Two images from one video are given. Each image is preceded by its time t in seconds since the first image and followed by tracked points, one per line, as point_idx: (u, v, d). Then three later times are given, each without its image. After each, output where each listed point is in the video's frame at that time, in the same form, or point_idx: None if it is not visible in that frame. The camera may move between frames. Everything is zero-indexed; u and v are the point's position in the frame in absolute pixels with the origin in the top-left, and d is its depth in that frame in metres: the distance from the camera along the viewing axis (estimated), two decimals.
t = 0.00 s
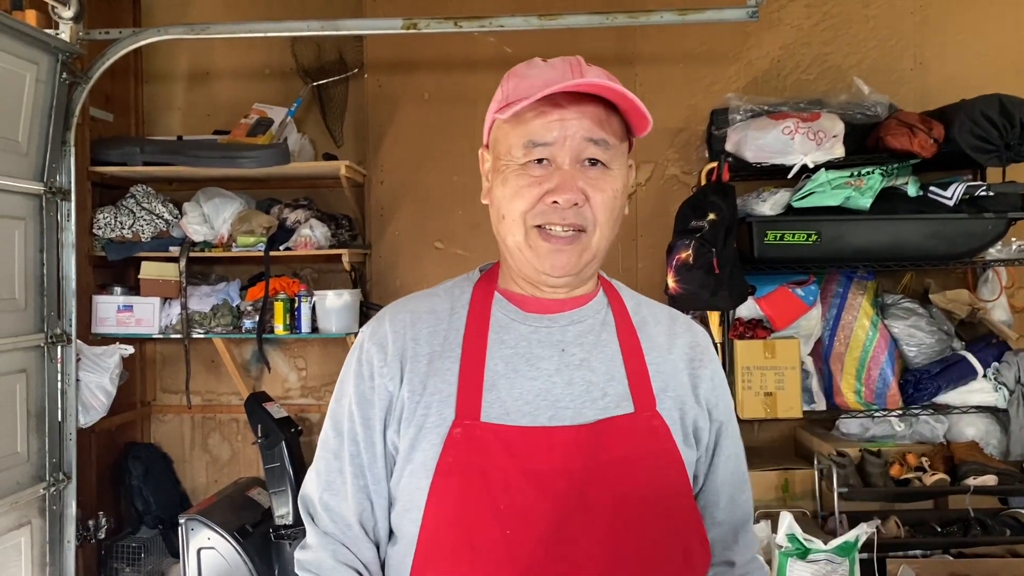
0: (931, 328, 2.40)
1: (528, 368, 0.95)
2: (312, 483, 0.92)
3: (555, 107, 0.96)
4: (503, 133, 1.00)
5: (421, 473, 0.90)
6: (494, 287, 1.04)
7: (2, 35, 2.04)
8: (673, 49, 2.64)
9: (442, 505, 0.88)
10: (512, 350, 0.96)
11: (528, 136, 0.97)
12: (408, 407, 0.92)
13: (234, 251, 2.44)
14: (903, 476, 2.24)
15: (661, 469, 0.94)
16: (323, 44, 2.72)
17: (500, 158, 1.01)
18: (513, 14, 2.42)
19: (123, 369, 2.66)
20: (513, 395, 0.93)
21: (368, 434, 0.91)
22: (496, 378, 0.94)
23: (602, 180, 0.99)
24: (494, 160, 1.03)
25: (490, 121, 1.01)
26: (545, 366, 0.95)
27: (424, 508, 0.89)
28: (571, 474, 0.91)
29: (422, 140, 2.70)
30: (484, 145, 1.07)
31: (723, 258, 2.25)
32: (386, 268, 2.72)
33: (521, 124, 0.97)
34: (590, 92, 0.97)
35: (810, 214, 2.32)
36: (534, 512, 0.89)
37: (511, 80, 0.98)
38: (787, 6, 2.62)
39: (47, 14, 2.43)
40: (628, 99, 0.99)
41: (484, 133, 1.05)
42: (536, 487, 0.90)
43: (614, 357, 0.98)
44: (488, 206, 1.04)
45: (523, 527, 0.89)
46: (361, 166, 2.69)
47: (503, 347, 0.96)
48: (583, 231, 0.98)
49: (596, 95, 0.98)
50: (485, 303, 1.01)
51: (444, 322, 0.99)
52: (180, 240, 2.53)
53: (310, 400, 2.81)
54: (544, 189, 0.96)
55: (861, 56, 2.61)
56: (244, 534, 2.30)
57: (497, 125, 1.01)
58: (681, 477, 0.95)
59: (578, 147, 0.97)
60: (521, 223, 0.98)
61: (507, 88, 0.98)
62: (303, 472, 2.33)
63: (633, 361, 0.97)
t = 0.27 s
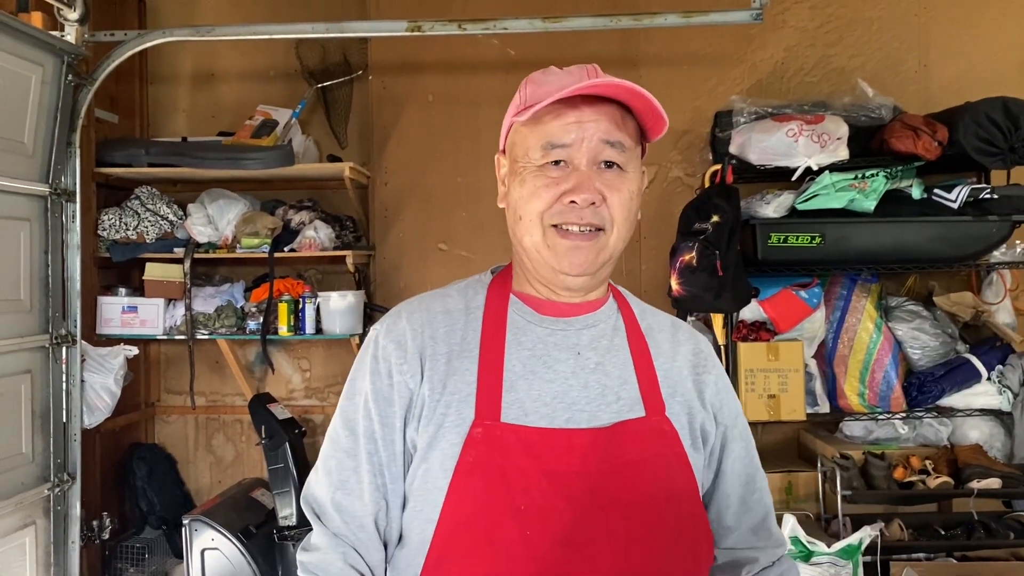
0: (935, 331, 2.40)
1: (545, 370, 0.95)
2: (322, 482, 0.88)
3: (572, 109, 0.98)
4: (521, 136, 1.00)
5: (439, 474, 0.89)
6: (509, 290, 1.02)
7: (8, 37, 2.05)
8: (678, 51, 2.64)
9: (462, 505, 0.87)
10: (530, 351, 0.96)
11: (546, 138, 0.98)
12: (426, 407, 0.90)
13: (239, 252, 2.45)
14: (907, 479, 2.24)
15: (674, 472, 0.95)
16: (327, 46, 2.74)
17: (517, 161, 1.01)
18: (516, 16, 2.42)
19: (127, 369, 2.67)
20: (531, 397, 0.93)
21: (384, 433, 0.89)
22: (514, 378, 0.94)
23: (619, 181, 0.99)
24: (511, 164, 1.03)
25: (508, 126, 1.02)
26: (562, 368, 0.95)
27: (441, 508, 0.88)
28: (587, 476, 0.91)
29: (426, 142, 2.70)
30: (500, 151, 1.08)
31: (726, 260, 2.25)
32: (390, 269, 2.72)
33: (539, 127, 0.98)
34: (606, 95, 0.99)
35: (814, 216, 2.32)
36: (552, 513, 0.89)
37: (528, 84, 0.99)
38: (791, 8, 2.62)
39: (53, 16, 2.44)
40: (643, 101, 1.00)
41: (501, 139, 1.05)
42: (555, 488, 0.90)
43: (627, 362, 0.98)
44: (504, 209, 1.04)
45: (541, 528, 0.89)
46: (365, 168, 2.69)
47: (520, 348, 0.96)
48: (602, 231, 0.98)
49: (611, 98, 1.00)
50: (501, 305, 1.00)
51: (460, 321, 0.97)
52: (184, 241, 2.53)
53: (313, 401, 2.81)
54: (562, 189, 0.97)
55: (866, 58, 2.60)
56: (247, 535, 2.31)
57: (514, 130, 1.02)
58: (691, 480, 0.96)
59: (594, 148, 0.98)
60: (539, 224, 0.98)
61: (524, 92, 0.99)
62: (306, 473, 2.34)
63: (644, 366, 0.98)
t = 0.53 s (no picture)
0: (941, 332, 2.40)
1: (543, 374, 0.94)
2: (324, 481, 0.90)
3: (566, 123, 0.94)
4: (516, 147, 0.98)
5: (437, 476, 0.89)
6: (509, 293, 1.01)
7: (15, 37, 2.05)
8: (683, 51, 2.64)
9: (458, 507, 0.88)
10: (529, 355, 0.95)
11: (540, 152, 0.95)
12: (425, 409, 0.91)
13: (245, 251, 2.46)
14: (912, 481, 2.25)
15: (671, 475, 0.95)
16: (332, 46, 2.73)
17: (514, 172, 0.99)
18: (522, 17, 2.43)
19: (133, 369, 2.68)
20: (529, 401, 0.92)
21: (384, 434, 0.90)
22: (512, 383, 0.93)
23: (616, 195, 0.96)
24: (509, 173, 1.01)
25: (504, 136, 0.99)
26: (561, 373, 0.94)
27: (439, 510, 0.88)
28: (585, 480, 0.91)
29: (431, 143, 2.71)
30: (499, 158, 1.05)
31: (732, 261, 2.25)
32: (395, 269, 2.72)
33: (533, 140, 0.95)
34: (602, 108, 0.95)
35: (820, 217, 2.32)
36: (550, 516, 0.89)
37: (523, 94, 0.96)
38: (797, 9, 2.62)
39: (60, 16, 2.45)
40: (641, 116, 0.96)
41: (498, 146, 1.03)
42: (552, 492, 0.90)
43: (627, 366, 0.97)
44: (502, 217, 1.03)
45: (539, 531, 0.89)
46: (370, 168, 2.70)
47: (519, 352, 0.95)
48: (599, 242, 0.96)
49: (608, 111, 0.96)
50: (501, 308, 0.99)
51: (460, 323, 0.97)
52: (190, 241, 2.55)
53: (318, 401, 2.81)
54: (557, 203, 0.94)
55: (871, 59, 2.60)
56: (252, 534, 2.31)
57: (511, 140, 1.00)
58: (690, 482, 0.96)
59: (590, 161, 0.95)
60: (534, 236, 0.96)
61: (520, 102, 0.96)
62: (311, 473, 2.34)
63: (644, 370, 0.97)
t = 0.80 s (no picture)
0: (950, 334, 2.39)
1: (525, 375, 0.93)
2: (305, 491, 0.89)
3: (541, 116, 0.94)
4: (492, 144, 0.98)
5: (420, 481, 0.89)
6: (489, 293, 1.01)
7: (26, 37, 2.06)
8: (691, 52, 2.64)
9: (443, 512, 0.87)
10: (510, 357, 0.94)
11: (516, 146, 0.95)
12: (406, 414, 0.90)
13: (252, 251, 2.46)
14: (921, 482, 2.25)
15: (653, 478, 0.94)
16: (340, 47, 2.74)
17: (490, 169, 0.99)
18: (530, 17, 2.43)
19: (141, 368, 2.68)
20: (511, 403, 0.92)
21: (365, 442, 0.89)
22: (494, 385, 0.92)
23: (594, 187, 0.97)
24: (485, 170, 1.01)
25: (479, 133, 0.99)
26: (543, 373, 0.94)
27: (422, 515, 0.88)
28: (569, 482, 0.90)
29: (439, 143, 2.71)
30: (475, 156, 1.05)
31: (739, 262, 2.25)
32: (402, 270, 2.72)
33: (508, 135, 0.96)
34: (576, 99, 0.95)
35: (828, 218, 2.31)
36: (534, 520, 0.88)
37: (496, 89, 0.96)
38: (805, 9, 2.62)
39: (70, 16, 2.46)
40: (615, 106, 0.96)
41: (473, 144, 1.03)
42: (536, 495, 0.89)
43: (609, 366, 0.97)
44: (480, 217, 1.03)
45: (523, 535, 0.88)
46: (378, 168, 2.70)
47: (501, 353, 0.94)
48: (579, 236, 0.96)
49: (582, 103, 0.96)
50: (481, 309, 0.98)
51: (440, 326, 0.96)
52: (198, 241, 2.55)
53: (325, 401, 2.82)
54: (536, 198, 0.95)
55: (879, 60, 2.59)
56: (259, 534, 2.31)
57: (486, 136, 1.00)
58: (673, 483, 0.96)
59: (566, 155, 0.95)
60: (514, 233, 0.96)
61: (493, 98, 0.96)
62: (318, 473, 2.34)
63: (627, 370, 0.96)
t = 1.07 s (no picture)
0: (961, 337, 2.39)
1: (486, 372, 0.92)
2: (268, 488, 0.88)
3: (491, 107, 0.92)
4: (445, 139, 0.95)
5: (380, 479, 0.88)
6: (452, 289, 1.00)
7: (39, 39, 2.07)
8: (702, 53, 2.64)
9: (400, 511, 0.86)
10: (471, 353, 0.93)
11: (468, 139, 0.93)
12: (367, 412, 0.89)
13: (263, 253, 2.47)
14: (932, 486, 2.24)
15: (620, 476, 0.92)
16: (351, 50, 2.74)
17: (445, 165, 0.97)
18: (542, 20, 2.43)
19: (152, 369, 2.70)
20: (472, 400, 0.91)
21: (326, 439, 0.88)
22: (455, 382, 0.91)
23: (551, 176, 0.94)
24: (440, 167, 0.99)
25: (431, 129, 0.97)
26: (504, 370, 0.92)
27: (381, 512, 0.87)
28: (530, 480, 0.88)
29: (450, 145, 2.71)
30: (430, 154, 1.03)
31: (750, 264, 2.25)
32: (412, 271, 2.74)
33: (460, 128, 0.93)
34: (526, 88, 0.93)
35: (839, 221, 2.31)
36: (494, 518, 0.87)
37: (446, 83, 0.94)
38: (816, 11, 2.61)
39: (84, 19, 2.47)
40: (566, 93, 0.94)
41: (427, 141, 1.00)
42: (494, 493, 0.88)
43: (574, 361, 0.94)
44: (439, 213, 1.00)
45: (482, 533, 0.87)
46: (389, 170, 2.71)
47: (462, 350, 0.93)
48: (539, 227, 0.94)
49: (533, 91, 0.94)
50: (444, 305, 0.97)
51: (404, 321, 0.95)
52: (208, 242, 2.55)
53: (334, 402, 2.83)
54: (491, 189, 0.92)
55: (890, 62, 2.59)
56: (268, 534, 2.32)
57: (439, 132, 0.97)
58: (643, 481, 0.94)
59: (519, 144, 0.93)
60: (472, 227, 0.94)
61: (443, 92, 0.94)
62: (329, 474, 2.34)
63: (592, 364, 0.94)
